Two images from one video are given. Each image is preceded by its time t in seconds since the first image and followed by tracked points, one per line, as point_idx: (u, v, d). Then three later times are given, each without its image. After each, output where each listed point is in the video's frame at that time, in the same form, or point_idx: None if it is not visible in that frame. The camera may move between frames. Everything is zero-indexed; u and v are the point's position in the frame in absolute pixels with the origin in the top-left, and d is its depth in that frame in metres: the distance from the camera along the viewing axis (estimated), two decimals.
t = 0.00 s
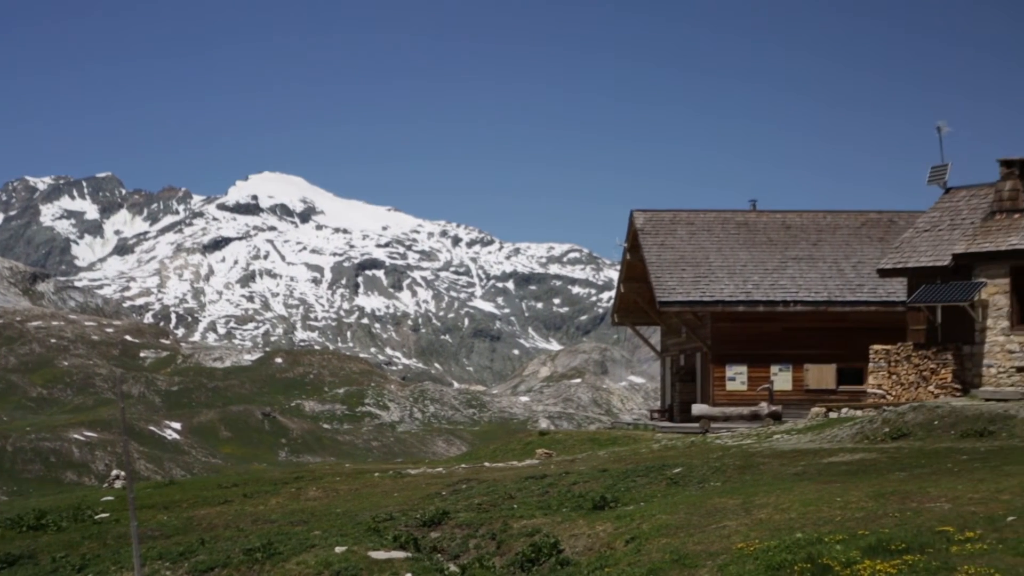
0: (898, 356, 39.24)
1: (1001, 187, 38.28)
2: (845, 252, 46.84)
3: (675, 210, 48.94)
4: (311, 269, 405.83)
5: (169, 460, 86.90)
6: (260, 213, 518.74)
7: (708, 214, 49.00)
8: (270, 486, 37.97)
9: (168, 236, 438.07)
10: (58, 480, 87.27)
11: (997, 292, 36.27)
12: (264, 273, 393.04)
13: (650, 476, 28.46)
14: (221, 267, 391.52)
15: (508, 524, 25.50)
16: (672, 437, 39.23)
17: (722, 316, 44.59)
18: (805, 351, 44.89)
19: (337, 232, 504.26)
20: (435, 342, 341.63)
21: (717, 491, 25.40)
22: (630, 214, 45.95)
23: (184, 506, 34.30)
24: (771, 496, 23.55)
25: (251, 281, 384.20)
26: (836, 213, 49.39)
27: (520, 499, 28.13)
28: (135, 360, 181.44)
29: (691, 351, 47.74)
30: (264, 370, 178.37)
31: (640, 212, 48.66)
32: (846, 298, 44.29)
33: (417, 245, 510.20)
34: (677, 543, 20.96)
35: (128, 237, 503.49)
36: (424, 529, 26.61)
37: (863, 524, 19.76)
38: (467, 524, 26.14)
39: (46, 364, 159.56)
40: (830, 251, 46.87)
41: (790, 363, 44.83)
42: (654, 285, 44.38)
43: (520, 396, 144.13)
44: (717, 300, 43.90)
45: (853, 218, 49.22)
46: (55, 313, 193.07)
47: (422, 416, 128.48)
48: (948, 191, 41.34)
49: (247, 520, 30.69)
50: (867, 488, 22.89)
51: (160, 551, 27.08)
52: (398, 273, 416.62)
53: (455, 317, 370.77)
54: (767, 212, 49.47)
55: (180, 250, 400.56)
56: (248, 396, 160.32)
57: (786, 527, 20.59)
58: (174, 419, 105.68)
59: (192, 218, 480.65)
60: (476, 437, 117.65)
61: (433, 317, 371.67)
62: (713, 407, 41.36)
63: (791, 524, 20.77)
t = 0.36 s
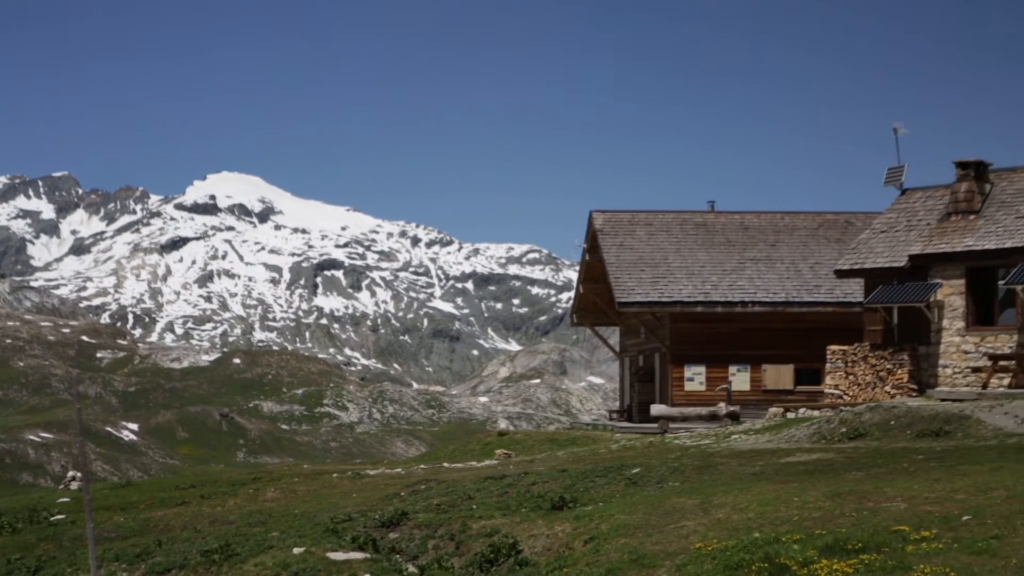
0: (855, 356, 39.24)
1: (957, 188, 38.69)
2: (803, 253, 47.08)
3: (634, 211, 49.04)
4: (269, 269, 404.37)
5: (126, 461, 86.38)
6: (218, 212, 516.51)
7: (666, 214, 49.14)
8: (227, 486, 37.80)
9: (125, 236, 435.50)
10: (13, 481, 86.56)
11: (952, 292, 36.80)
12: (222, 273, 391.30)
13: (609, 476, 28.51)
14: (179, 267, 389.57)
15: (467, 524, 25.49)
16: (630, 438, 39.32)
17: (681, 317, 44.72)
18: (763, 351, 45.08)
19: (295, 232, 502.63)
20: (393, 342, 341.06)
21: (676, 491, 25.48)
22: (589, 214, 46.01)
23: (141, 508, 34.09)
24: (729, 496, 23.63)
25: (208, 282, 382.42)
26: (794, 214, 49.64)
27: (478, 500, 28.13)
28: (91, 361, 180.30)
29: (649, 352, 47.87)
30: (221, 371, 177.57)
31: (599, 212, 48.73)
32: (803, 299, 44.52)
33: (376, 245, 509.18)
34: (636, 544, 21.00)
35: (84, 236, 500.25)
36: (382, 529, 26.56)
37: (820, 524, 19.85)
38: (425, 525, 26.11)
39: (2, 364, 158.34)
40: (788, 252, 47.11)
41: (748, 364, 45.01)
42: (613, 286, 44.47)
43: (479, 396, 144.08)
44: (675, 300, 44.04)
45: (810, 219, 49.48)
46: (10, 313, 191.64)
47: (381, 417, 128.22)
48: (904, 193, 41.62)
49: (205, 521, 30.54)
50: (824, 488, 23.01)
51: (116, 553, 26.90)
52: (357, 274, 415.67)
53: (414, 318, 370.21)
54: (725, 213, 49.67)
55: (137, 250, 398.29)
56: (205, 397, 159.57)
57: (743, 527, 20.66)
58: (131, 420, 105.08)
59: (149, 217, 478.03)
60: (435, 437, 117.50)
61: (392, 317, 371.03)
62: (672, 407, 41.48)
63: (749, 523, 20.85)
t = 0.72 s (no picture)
0: (813, 356, 39.32)
1: (912, 190, 39.01)
2: (760, 254, 47.30)
3: (592, 211, 49.09)
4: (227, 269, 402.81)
5: (81, 462, 85.80)
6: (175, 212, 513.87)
7: (624, 215, 49.23)
8: (184, 487, 37.62)
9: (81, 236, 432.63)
10: None
11: (908, 293, 37.19)
12: (179, 273, 389.31)
13: (567, 476, 28.54)
14: (136, 267, 387.37)
15: (425, 525, 25.45)
16: (589, 438, 39.38)
17: (639, 317, 44.82)
18: (720, 351, 45.24)
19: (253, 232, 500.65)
20: (352, 342, 340.22)
21: (633, 491, 25.54)
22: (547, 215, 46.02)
23: (98, 509, 33.88)
24: (686, 496, 23.70)
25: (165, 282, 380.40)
26: (751, 215, 49.85)
27: (437, 500, 28.09)
28: (47, 362, 179.04)
29: (607, 352, 47.97)
30: (178, 371, 176.66)
31: (557, 212, 48.75)
32: (761, 299, 44.73)
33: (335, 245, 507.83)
34: (594, 544, 21.03)
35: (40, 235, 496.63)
36: (340, 530, 26.50)
37: (776, 524, 19.94)
38: (384, 526, 26.06)
39: None
40: (745, 253, 47.31)
41: (705, 364, 45.14)
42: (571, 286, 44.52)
43: (437, 396, 143.86)
44: (634, 301, 44.14)
45: (768, 220, 49.70)
46: None
47: (339, 417, 127.87)
48: (860, 194, 41.86)
49: (162, 522, 30.37)
50: (781, 488, 23.13)
51: (72, 555, 26.70)
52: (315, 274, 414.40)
53: (372, 318, 369.36)
54: (683, 214, 49.82)
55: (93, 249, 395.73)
56: (162, 397, 158.67)
57: (700, 527, 20.73)
58: (86, 421, 104.39)
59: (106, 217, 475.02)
60: (393, 438, 117.22)
61: (351, 317, 370.08)
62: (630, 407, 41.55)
63: (706, 523, 20.91)
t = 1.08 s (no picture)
0: (771, 357, 39.47)
1: (870, 191, 39.25)
2: (719, 255, 47.47)
3: (552, 212, 49.10)
4: (186, 269, 400.79)
5: (37, 463, 85.10)
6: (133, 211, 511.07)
7: (584, 215, 49.29)
8: (142, 488, 37.37)
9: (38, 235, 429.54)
10: None
11: (866, 294, 37.41)
12: (137, 273, 387.11)
13: (527, 476, 28.56)
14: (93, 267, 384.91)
15: (384, 526, 25.40)
16: (548, 439, 39.40)
17: (599, 317, 44.90)
18: (679, 352, 45.36)
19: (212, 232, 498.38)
20: (311, 342, 339.26)
21: (592, 491, 25.60)
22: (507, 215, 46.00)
23: (54, 510, 33.62)
24: (645, 496, 23.74)
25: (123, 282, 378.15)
26: (710, 216, 50.02)
27: (396, 501, 28.03)
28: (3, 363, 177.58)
29: (567, 352, 48.00)
30: (136, 372, 175.60)
31: (517, 213, 48.75)
32: (720, 300, 44.90)
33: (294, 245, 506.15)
34: (553, 544, 21.06)
35: None
36: (299, 531, 26.42)
37: (735, 523, 20.02)
38: (342, 526, 26.00)
39: None
40: (704, 254, 47.47)
41: (664, 364, 45.24)
42: (531, 287, 44.55)
43: (397, 397, 143.58)
44: (593, 301, 44.23)
45: (727, 220, 49.88)
46: None
47: (298, 418, 127.42)
48: (819, 195, 42.06)
49: (119, 523, 30.17)
50: (739, 488, 23.22)
51: (27, 556, 26.49)
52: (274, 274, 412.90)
53: (331, 318, 368.31)
54: (643, 215, 49.93)
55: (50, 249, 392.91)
56: (120, 397, 157.61)
57: (659, 527, 20.77)
58: (42, 422, 103.61)
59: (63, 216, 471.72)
60: (352, 438, 116.91)
61: (310, 317, 368.97)
62: (589, 408, 41.61)
63: (665, 523, 20.96)
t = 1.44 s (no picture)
0: (728, 356, 39.51)
1: (827, 191, 39.46)
2: (677, 255, 47.62)
3: (511, 211, 49.09)
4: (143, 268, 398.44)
5: None
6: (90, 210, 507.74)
7: (543, 215, 49.32)
8: (98, 489, 37.10)
9: None
10: None
11: (823, 294, 37.62)
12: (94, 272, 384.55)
13: (486, 476, 28.55)
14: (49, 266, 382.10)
15: (342, 526, 25.32)
16: (507, 438, 39.40)
17: (557, 317, 44.98)
18: (638, 352, 45.46)
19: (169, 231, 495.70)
20: (269, 342, 338.04)
21: (551, 490, 25.64)
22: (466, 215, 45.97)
23: (9, 511, 33.35)
24: (603, 495, 23.78)
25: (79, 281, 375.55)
26: (669, 216, 50.16)
27: (354, 501, 27.93)
28: None
29: (526, 352, 48.03)
30: (92, 372, 174.37)
31: (476, 212, 48.71)
32: (678, 300, 45.07)
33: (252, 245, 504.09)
34: (512, 543, 21.07)
35: None
36: (256, 531, 26.31)
37: (692, 522, 20.09)
38: (301, 526, 25.91)
39: None
40: (663, 253, 47.61)
41: (623, 364, 45.33)
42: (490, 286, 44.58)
43: (356, 396, 143.19)
44: (552, 301, 44.31)
45: (685, 220, 50.03)
46: None
47: (256, 418, 126.84)
48: (776, 195, 42.25)
49: (75, 524, 29.97)
50: (696, 487, 23.30)
51: None
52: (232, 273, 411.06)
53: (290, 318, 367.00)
54: (602, 214, 50.01)
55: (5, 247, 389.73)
56: (75, 397, 156.43)
57: (618, 526, 20.81)
58: None
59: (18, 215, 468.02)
60: (310, 438, 116.48)
61: (268, 316, 367.64)
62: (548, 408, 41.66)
63: (623, 522, 21.01)
